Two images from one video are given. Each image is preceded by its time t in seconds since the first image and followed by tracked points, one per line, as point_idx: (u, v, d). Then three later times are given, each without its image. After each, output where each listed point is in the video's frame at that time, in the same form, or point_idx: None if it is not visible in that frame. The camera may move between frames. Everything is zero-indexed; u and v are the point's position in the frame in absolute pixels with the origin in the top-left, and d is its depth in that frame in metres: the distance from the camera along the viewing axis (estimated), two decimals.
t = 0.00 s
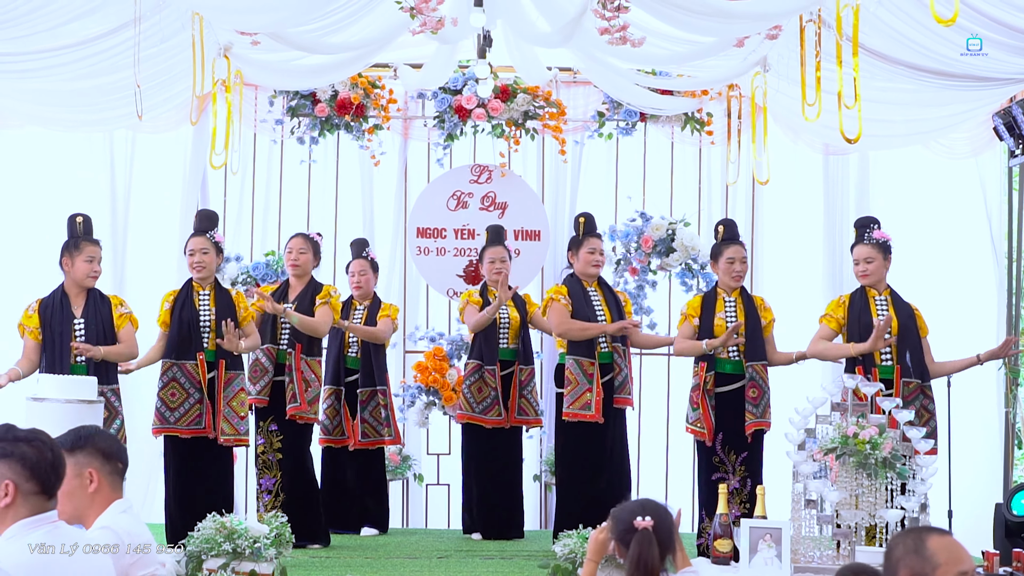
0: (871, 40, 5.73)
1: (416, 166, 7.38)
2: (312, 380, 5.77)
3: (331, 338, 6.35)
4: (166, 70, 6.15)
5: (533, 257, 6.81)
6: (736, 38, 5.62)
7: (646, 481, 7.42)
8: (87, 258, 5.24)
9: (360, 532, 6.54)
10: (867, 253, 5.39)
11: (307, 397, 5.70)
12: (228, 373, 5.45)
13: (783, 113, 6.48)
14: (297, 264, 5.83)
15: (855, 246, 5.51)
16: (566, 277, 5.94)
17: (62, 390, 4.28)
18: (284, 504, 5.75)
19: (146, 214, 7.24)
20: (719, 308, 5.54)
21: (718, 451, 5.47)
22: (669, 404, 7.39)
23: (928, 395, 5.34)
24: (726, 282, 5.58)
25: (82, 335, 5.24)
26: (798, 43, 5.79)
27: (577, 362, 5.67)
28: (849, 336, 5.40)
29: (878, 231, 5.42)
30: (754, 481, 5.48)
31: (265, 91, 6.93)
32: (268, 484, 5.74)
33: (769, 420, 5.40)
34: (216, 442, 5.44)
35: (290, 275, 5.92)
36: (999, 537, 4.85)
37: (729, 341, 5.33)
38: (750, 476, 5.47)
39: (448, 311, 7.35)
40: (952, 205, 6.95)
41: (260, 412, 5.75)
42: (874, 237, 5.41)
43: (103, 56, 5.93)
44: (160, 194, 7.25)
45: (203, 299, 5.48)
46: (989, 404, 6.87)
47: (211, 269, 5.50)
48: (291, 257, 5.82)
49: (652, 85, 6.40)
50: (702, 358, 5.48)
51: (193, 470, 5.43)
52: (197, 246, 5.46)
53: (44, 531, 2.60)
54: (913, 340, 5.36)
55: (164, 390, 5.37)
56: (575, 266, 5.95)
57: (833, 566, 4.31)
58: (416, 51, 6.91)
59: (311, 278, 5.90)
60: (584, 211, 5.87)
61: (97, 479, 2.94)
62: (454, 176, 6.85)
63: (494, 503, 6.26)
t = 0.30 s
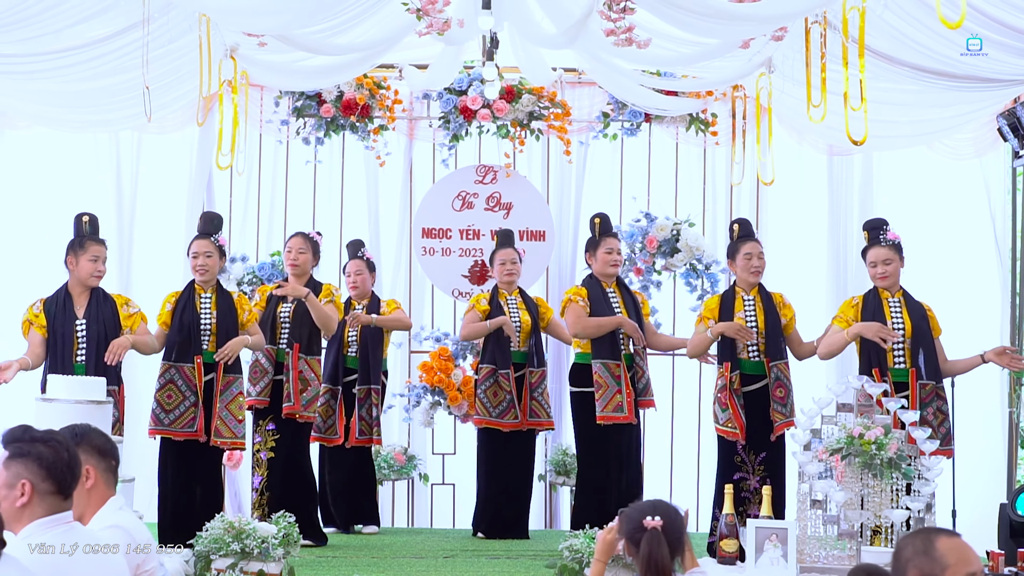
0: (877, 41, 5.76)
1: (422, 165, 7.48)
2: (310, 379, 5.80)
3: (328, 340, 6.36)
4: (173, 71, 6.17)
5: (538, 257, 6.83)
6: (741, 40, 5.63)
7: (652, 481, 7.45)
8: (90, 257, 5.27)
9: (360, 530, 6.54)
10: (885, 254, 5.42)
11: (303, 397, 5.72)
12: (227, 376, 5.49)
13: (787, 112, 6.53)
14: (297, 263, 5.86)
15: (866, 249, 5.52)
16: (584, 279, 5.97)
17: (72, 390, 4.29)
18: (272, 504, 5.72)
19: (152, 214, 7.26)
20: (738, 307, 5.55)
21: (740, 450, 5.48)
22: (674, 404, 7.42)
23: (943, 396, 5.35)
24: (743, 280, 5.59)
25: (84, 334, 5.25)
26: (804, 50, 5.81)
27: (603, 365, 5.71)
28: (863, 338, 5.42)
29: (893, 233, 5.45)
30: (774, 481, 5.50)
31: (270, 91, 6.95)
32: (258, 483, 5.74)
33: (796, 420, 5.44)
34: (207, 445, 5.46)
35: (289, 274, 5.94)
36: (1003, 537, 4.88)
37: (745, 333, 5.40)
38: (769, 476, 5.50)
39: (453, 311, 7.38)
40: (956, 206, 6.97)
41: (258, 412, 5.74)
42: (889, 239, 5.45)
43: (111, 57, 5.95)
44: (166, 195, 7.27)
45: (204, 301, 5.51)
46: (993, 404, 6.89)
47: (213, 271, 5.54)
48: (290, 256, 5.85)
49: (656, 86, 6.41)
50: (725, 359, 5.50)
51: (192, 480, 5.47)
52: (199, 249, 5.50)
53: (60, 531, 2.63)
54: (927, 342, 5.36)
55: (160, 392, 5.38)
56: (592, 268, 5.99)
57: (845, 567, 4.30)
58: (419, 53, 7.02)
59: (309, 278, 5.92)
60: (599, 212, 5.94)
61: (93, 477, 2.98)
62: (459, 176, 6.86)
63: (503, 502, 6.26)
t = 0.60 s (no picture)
0: (879, 42, 5.76)
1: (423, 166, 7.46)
2: (321, 380, 5.74)
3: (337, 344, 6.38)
4: (176, 71, 6.19)
5: (540, 257, 6.84)
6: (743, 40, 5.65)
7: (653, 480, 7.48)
8: (94, 258, 5.28)
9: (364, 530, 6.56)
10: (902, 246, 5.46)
11: (314, 398, 5.68)
12: (235, 373, 5.49)
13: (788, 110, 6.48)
14: (301, 265, 5.83)
15: (875, 244, 5.52)
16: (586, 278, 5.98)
17: (77, 388, 4.32)
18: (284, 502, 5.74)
19: (155, 213, 7.28)
20: (737, 309, 5.57)
21: (741, 451, 5.49)
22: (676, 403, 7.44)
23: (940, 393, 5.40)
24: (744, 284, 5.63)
25: (95, 336, 5.27)
26: (806, 49, 5.76)
27: (603, 365, 5.73)
28: (863, 336, 5.43)
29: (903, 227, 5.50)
30: (776, 481, 5.51)
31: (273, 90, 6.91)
32: (276, 483, 5.73)
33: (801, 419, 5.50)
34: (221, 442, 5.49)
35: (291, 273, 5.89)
36: (1005, 536, 4.88)
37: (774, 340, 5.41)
38: (771, 476, 5.51)
39: (456, 310, 7.40)
40: (957, 205, 6.99)
41: (271, 412, 5.75)
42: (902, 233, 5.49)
43: (115, 57, 5.96)
44: (169, 194, 7.29)
45: (210, 300, 5.52)
46: (993, 403, 6.92)
47: (218, 271, 5.56)
48: (295, 259, 5.81)
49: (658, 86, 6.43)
50: (726, 359, 5.52)
51: (199, 479, 5.48)
52: (203, 249, 5.52)
53: (67, 530, 2.66)
54: (927, 338, 5.41)
55: (172, 390, 5.42)
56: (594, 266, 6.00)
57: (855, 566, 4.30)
58: (420, 53, 7.03)
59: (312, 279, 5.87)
60: (603, 210, 5.96)
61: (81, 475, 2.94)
62: (461, 176, 6.88)
63: (506, 502, 6.26)
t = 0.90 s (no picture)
0: (876, 41, 5.78)
1: (422, 163, 7.53)
2: (320, 379, 5.79)
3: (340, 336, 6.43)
4: (176, 70, 6.21)
5: (539, 255, 6.87)
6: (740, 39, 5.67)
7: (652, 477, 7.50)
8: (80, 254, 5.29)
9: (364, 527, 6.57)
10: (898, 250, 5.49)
11: (313, 396, 5.75)
12: (240, 373, 5.53)
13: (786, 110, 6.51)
14: (298, 263, 5.83)
15: (875, 243, 5.51)
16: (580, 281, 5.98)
17: (77, 386, 4.32)
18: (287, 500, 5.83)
19: (155, 212, 7.30)
20: (729, 308, 5.61)
21: (732, 447, 5.52)
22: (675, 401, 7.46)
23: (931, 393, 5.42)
24: (736, 285, 5.66)
25: (96, 333, 5.28)
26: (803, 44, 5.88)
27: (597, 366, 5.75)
28: (855, 337, 5.45)
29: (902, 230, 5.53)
30: (769, 476, 5.53)
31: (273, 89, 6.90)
32: (275, 480, 5.81)
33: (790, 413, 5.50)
34: (228, 441, 5.51)
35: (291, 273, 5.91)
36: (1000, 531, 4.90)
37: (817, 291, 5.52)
38: (765, 471, 5.52)
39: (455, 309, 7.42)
40: (955, 203, 7.01)
41: (270, 410, 5.80)
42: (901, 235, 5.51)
43: (115, 56, 5.99)
44: (169, 193, 7.31)
45: (214, 301, 5.53)
46: (992, 401, 6.93)
47: (221, 272, 5.57)
48: (292, 258, 5.82)
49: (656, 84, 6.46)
50: (716, 356, 5.57)
51: (206, 479, 5.48)
52: (207, 251, 5.54)
53: (68, 525, 2.65)
54: (917, 338, 5.43)
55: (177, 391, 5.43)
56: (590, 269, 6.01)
57: (855, 563, 4.32)
58: (420, 52, 7.04)
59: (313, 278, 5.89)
60: (600, 213, 5.93)
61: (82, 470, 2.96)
62: (460, 175, 6.89)
63: (507, 497, 6.30)
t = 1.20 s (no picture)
0: (872, 41, 5.80)
1: (422, 163, 7.58)
2: (308, 376, 5.86)
3: (334, 332, 6.36)
4: (175, 71, 6.23)
5: (537, 255, 6.88)
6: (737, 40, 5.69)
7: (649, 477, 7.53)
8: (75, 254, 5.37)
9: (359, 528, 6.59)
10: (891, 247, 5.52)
11: (303, 392, 5.81)
12: (237, 371, 5.53)
13: (782, 110, 6.57)
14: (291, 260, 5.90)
15: (872, 241, 5.54)
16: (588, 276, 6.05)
17: (75, 387, 4.36)
18: (283, 499, 5.90)
19: (155, 212, 7.33)
20: (727, 304, 5.64)
21: (729, 446, 5.55)
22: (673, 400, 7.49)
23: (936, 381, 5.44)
24: (731, 282, 5.71)
25: (91, 334, 5.33)
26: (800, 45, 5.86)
27: (604, 357, 5.77)
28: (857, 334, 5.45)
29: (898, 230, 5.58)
30: (766, 475, 5.55)
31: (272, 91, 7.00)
32: (263, 479, 5.87)
33: (777, 413, 5.48)
34: (223, 438, 5.54)
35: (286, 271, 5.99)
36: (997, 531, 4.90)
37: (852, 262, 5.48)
38: (761, 471, 5.55)
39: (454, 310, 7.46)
40: (952, 203, 7.03)
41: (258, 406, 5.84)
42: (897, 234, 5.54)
43: (115, 57, 6.01)
44: (169, 194, 7.34)
45: (213, 297, 5.56)
46: (989, 401, 6.95)
47: (222, 269, 5.61)
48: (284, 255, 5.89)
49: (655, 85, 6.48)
50: (712, 354, 5.60)
51: (203, 475, 5.52)
52: (208, 247, 5.57)
53: (63, 525, 2.61)
54: (916, 329, 5.45)
55: (172, 385, 5.46)
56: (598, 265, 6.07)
57: (852, 563, 4.35)
58: (419, 53, 7.06)
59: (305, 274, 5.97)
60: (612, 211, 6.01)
61: (83, 472, 2.98)
62: (458, 175, 6.93)
63: (505, 497, 6.32)
